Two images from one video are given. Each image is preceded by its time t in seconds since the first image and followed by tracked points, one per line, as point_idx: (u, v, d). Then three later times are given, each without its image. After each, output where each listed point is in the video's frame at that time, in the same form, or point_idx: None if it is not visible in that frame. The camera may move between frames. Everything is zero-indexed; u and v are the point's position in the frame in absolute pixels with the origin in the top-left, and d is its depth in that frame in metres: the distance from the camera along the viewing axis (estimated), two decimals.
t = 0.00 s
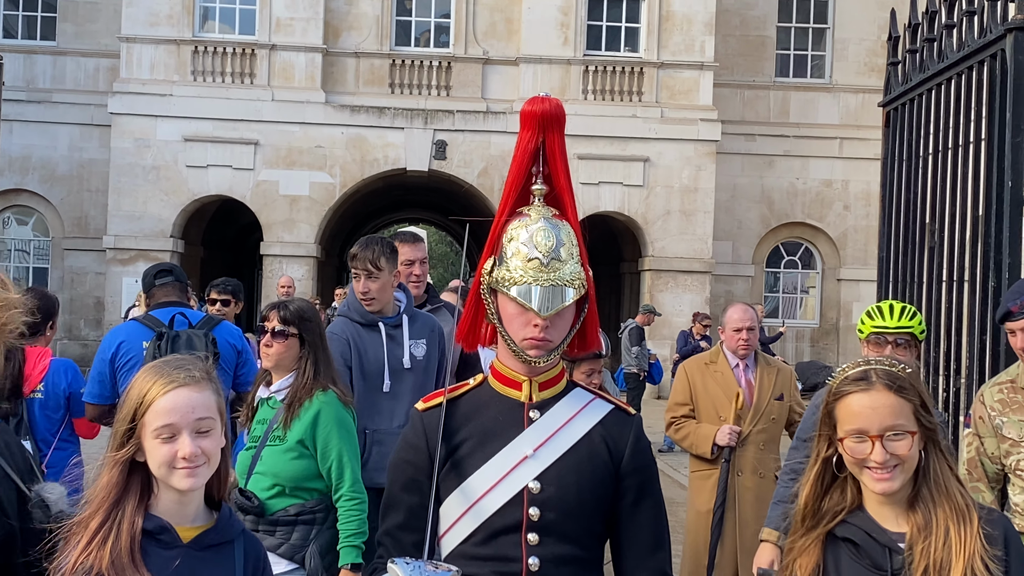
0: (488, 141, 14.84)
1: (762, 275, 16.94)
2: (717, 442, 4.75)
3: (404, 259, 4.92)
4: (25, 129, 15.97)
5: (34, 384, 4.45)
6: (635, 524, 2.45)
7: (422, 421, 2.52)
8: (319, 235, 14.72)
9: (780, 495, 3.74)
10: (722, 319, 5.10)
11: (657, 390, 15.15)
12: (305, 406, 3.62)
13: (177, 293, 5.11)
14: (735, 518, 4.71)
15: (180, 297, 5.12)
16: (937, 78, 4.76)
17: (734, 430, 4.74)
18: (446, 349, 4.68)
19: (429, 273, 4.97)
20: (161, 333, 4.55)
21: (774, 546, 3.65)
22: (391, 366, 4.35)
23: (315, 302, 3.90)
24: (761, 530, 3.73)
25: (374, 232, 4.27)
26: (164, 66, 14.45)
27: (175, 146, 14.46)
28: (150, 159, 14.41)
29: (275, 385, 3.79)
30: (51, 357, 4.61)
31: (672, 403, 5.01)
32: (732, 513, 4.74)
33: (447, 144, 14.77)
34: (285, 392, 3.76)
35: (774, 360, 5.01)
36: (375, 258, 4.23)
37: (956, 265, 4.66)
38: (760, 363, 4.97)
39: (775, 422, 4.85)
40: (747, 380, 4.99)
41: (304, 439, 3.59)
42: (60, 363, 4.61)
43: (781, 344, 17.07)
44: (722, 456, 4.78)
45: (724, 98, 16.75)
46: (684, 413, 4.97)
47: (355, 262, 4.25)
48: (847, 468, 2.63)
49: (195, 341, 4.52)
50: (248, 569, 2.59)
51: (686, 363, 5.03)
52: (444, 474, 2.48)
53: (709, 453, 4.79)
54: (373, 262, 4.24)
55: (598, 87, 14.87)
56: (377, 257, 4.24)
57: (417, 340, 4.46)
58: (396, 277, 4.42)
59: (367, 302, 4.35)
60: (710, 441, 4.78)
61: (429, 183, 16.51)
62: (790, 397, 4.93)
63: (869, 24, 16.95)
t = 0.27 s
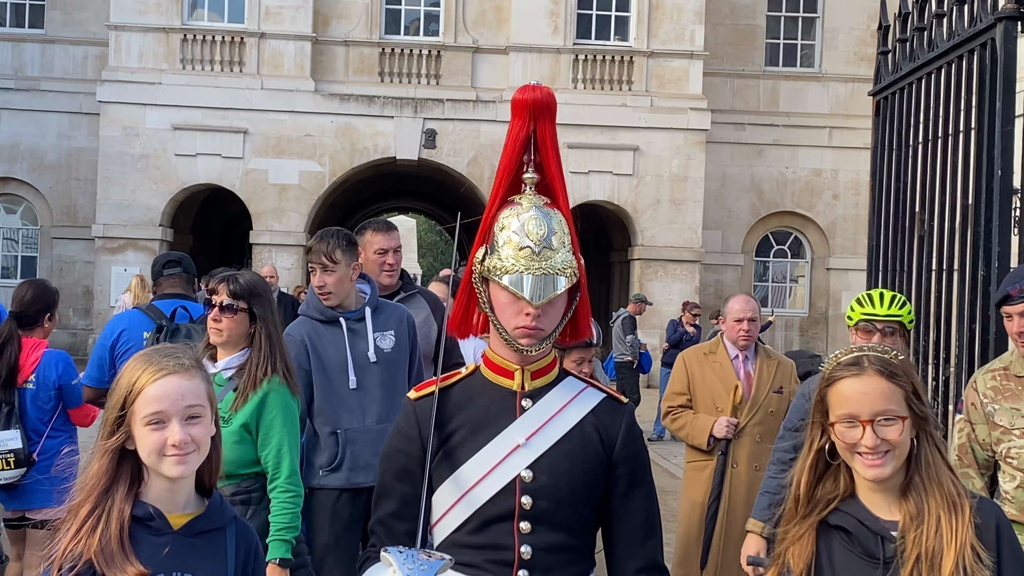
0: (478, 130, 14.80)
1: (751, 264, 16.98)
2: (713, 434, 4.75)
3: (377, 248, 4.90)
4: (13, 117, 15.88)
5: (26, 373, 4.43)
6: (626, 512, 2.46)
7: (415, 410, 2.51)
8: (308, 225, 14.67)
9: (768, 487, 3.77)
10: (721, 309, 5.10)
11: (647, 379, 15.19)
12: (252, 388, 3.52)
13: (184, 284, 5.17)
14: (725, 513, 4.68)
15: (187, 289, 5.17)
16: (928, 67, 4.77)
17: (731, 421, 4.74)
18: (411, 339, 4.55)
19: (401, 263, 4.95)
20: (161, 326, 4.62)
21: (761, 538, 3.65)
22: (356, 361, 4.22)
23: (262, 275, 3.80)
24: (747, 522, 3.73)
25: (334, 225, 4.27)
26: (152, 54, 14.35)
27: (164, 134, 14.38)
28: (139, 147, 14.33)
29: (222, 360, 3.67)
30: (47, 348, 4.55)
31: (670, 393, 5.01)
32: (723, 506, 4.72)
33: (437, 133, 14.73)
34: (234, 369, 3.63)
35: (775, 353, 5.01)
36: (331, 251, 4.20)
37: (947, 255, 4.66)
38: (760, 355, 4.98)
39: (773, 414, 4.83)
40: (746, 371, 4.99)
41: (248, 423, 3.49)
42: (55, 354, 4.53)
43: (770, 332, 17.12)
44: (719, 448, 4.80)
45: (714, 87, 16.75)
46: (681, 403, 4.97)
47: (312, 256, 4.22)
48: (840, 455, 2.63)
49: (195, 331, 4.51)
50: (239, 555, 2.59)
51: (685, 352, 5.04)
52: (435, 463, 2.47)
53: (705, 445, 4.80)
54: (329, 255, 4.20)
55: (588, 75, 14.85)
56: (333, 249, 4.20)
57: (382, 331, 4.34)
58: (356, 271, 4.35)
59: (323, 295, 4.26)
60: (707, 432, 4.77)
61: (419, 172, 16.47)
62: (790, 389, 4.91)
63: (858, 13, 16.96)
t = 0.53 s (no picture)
0: (469, 121, 14.77)
1: (743, 255, 17.01)
2: (722, 427, 4.65)
3: (359, 240, 4.86)
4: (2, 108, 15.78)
5: (18, 359, 4.43)
6: (621, 503, 2.46)
7: (409, 400, 2.51)
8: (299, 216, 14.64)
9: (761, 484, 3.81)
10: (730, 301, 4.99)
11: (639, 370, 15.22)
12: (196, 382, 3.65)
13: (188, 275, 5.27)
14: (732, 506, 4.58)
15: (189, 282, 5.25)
16: (920, 58, 4.78)
17: (739, 413, 4.64)
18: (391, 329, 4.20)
19: (385, 254, 4.90)
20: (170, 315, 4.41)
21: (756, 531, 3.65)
22: (307, 352, 4.02)
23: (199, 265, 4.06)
24: (744, 516, 3.74)
25: (302, 212, 4.22)
26: (143, 45, 14.28)
27: (154, 125, 14.32)
28: (130, 138, 14.27)
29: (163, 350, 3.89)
30: (42, 336, 4.55)
31: (679, 385, 4.91)
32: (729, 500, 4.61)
33: (429, 124, 14.70)
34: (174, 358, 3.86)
35: (786, 347, 4.89)
36: (289, 233, 4.11)
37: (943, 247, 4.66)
38: (770, 348, 4.85)
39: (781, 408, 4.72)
40: (756, 364, 4.87)
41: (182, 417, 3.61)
42: (48, 341, 4.52)
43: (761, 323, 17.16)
44: (726, 441, 4.68)
45: (705, 78, 16.74)
46: (691, 395, 4.87)
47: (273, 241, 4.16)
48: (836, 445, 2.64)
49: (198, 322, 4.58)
50: (233, 545, 2.58)
51: (695, 345, 4.94)
52: (431, 454, 2.48)
53: (711, 437, 4.69)
54: (288, 240, 4.11)
55: (580, 66, 14.83)
56: (292, 235, 4.11)
57: (342, 321, 4.08)
58: (321, 259, 4.21)
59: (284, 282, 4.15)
60: (715, 425, 4.67)
61: (410, 163, 16.43)
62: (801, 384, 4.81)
63: (849, 4, 16.96)
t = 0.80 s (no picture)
0: (462, 114, 14.75)
1: (735, 248, 17.05)
2: (724, 421, 4.65)
3: (356, 238, 4.89)
4: None
5: (21, 352, 4.38)
6: (613, 495, 2.47)
7: (402, 393, 2.51)
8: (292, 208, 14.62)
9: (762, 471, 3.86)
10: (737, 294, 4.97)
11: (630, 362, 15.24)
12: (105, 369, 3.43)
13: (166, 270, 5.29)
14: (734, 500, 4.59)
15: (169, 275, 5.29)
16: (912, 51, 4.77)
17: (741, 408, 4.64)
18: (342, 327, 4.05)
19: (382, 252, 4.90)
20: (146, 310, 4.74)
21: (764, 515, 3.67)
22: (252, 349, 4.05)
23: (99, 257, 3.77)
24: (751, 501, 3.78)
25: (268, 203, 4.22)
26: (135, 37, 14.21)
27: (147, 118, 14.27)
28: (122, 131, 14.23)
29: (66, 349, 3.56)
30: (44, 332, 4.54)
31: (682, 376, 4.90)
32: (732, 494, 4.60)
33: (422, 117, 14.68)
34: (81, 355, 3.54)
35: (790, 341, 4.86)
36: (248, 225, 4.12)
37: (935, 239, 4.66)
38: (775, 342, 4.82)
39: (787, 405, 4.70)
40: (760, 358, 4.84)
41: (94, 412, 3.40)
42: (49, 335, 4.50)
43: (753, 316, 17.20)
44: (728, 435, 4.68)
45: (698, 71, 16.74)
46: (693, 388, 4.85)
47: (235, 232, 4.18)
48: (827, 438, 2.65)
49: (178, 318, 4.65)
50: (225, 540, 2.58)
51: (699, 338, 4.91)
52: (423, 447, 2.48)
53: (715, 432, 4.69)
54: (249, 231, 4.12)
55: (572, 60, 14.81)
56: (252, 226, 4.12)
57: (286, 321, 4.05)
58: (286, 253, 4.22)
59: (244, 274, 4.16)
60: (718, 419, 4.67)
61: (403, 156, 16.38)
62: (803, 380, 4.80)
63: None
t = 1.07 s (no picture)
0: (457, 108, 14.74)
1: (731, 243, 17.07)
2: (728, 416, 4.61)
3: (372, 230, 4.46)
4: None
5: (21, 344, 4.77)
6: (608, 489, 2.48)
7: (397, 387, 2.52)
8: (287, 203, 14.60)
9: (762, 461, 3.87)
10: (737, 289, 4.99)
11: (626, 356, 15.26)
12: (31, 366, 3.31)
13: (154, 256, 5.29)
14: (735, 498, 4.58)
15: (154, 261, 5.28)
16: (907, 45, 4.78)
17: (745, 404, 4.60)
18: (278, 337, 3.82)
19: (399, 246, 4.46)
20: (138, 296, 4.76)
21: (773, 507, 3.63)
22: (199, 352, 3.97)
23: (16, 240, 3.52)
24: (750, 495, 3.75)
25: (232, 199, 4.07)
26: (130, 32, 14.16)
27: (142, 112, 14.25)
28: (117, 125, 14.20)
29: None
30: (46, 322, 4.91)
31: (684, 372, 4.88)
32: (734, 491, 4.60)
33: (417, 111, 14.67)
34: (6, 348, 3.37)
35: (790, 337, 4.88)
36: (206, 221, 3.99)
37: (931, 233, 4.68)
38: (775, 338, 4.84)
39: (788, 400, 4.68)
40: (760, 353, 4.86)
41: (32, 407, 3.27)
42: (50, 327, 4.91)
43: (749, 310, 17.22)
44: (731, 431, 4.65)
45: (694, 65, 16.74)
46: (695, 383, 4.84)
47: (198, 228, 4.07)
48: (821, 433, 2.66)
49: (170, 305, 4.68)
50: (223, 535, 2.57)
51: (700, 333, 4.92)
52: (418, 440, 2.49)
53: (717, 427, 4.64)
54: (208, 229, 3.98)
55: (569, 54, 14.79)
56: (213, 224, 3.98)
57: (230, 325, 3.90)
58: (247, 253, 4.06)
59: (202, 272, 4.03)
60: (720, 415, 4.63)
61: (399, 150, 16.35)
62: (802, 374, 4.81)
63: None
